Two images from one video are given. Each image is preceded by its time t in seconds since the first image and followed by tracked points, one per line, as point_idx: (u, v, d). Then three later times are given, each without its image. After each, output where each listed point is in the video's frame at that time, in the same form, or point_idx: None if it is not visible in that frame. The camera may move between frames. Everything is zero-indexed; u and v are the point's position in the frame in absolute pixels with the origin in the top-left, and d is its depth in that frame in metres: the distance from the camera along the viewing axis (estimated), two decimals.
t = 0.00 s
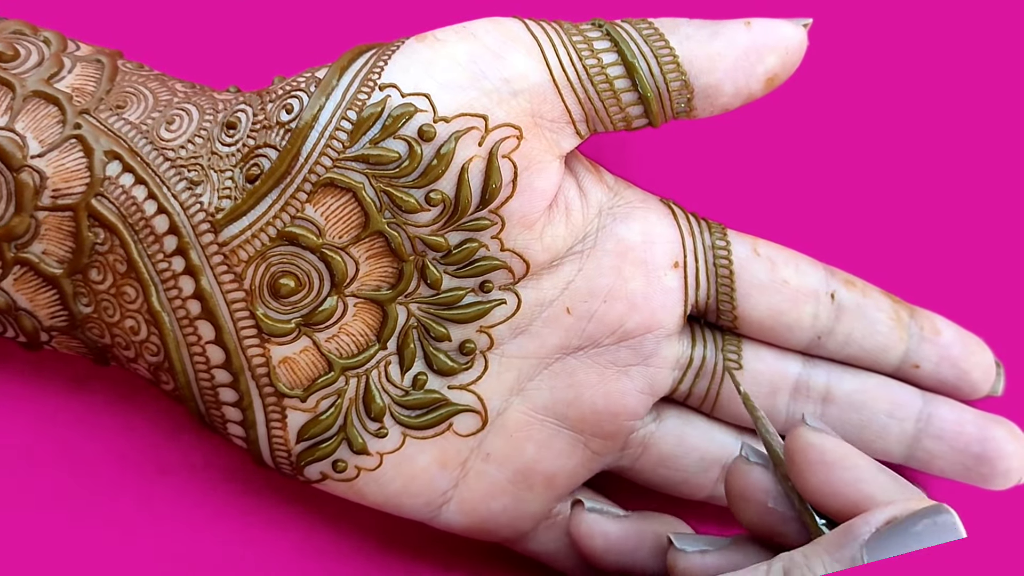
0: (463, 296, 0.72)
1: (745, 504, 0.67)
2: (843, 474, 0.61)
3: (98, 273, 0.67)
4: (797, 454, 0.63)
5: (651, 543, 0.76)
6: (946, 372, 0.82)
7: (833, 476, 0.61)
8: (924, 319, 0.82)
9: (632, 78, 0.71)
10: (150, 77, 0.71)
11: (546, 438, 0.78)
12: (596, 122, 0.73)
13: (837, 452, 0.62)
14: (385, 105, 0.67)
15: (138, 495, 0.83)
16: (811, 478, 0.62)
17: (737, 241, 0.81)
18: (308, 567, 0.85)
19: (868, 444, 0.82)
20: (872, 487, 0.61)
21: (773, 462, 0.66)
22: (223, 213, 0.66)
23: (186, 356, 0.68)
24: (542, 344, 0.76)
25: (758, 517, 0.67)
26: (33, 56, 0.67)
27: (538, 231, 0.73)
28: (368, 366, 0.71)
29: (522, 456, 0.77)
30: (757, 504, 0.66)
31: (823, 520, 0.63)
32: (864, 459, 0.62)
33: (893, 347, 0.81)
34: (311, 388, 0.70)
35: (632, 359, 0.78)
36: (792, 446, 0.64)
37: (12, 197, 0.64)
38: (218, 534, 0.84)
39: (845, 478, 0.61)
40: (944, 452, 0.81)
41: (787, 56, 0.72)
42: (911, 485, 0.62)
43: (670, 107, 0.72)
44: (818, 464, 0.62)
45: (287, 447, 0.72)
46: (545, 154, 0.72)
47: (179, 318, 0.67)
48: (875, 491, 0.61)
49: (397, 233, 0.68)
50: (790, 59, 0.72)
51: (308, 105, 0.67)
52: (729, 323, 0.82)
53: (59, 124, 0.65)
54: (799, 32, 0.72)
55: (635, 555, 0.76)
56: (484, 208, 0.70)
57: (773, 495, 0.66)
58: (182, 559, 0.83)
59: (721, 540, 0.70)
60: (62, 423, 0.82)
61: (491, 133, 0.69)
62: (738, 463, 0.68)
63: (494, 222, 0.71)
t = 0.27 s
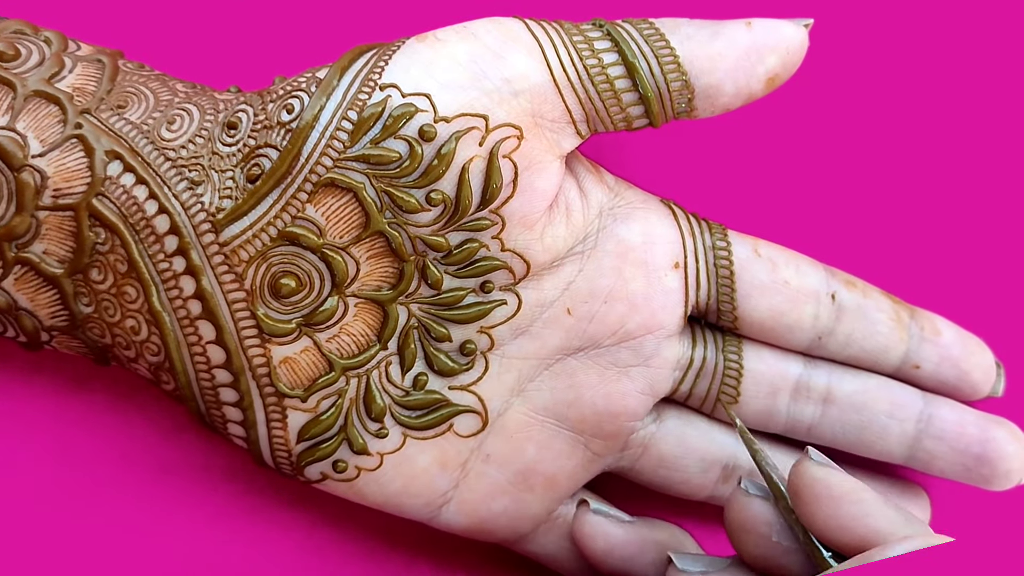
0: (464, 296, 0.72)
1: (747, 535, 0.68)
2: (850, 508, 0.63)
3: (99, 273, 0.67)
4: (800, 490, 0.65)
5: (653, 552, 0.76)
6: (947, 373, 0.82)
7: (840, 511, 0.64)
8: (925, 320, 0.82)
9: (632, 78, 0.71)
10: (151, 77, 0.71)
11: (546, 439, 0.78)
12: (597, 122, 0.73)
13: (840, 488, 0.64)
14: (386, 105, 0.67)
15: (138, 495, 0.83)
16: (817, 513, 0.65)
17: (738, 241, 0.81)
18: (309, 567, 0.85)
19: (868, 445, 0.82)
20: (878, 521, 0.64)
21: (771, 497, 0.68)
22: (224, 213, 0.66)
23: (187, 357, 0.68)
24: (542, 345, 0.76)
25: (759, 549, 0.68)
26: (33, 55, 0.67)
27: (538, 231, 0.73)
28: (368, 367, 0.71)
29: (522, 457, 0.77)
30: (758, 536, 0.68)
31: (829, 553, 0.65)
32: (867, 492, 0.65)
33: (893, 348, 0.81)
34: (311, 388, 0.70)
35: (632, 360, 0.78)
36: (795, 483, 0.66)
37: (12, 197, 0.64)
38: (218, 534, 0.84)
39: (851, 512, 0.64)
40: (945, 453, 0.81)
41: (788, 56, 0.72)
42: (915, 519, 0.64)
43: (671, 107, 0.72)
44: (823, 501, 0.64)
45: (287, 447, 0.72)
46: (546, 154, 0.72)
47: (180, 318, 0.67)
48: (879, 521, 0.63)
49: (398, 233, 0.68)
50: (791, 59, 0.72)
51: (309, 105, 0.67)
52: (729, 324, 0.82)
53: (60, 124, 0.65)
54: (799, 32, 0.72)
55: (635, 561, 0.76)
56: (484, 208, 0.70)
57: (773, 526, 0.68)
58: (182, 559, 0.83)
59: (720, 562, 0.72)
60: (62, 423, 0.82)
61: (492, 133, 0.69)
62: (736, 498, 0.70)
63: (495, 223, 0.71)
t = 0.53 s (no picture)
0: (470, 295, 0.72)
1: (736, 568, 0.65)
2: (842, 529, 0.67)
3: (104, 273, 0.66)
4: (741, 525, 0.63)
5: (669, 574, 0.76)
6: (953, 372, 0.82)
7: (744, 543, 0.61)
8: (931, 319, 0.82)
9: (638, 76, 0.71)
10: (156, 76, 0.70)
11: (552, 438, 0.78)
12: (603, 121, 0.73)
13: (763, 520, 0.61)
14: (392, 103, 0.67)
15: (143, 495, 0.83)
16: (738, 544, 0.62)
17: (744, 240, 0.81)
18: (314, 566, 0.85)
19: (872, 444, 0.82)
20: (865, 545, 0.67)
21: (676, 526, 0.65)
22: (229, 212, 0.66)
23: (192, 356, 0.68)
24: (548, 344, 0.75)
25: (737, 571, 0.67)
26: (38, 55, 0.67)
27: (544, 230, 0.73)
28: (374, 366, 0.71)
29: (528, 456, 0.77)
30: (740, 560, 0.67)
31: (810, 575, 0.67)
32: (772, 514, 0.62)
33: (899, 347, 0.81)
34: (317, 387, 0.70)
35: (638, 359, 0.78)
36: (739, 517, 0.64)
37: (18, 197, 0.64)
38: (223, 535, 0.84)
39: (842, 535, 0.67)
40: (950, 452, 0.81)
41: (794, 54, 0.72)
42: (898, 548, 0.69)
43: (677, 106, 0.72)
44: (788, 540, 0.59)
45: (293, 447, 0.72)
46: (551, 152, 0.72)
47: (186, 317, 0.67)
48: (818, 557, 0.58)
49: (404, 232, 0.68)
50: (797, 57, 0.72)
51: (315, 104, 0.66)
52: (735, 323, 0.81)
53: (65, 123, 0.65)
54: (806, 30, 0.72)
55: None
56: (490, 206, 0.70)
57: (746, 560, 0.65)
58: (187, 560, 0.83)
59: None
60: (66, 424, 0.82)
61: (497, 132, 0.69)
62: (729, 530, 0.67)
63: (500, 221, 0.70)
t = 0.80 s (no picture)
0: (469, 295, 0.72)
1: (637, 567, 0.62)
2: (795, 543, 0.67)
3: (104, 273, 0.66)
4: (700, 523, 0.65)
5: None
6: (952, 371, 0.82)
7: (724, 547, 0.64)
8: (930, 318, 0.82)
9: (637, 76, 0.71)
10: (155, 76, 0.71)
11: (551, 438, 0.78)
12: (602, 121, 0.73)
13: (752, 545, 0.64)
14: (391, 104, 0.67)
15: (142, 495, 0.83)
16: (707, 545, 0.65)
17: (743, 240, 0.81)
18: (313, 566, 0.85)
19: (872, 443, 0.82)
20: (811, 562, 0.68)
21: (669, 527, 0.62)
22: (228, 212, 0.66)
23: (192, 356, 0.68)
24: (548, 344, 0.76)
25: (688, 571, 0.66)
26: (38, 55, 0.67)
27: (544, 230, 0.73)
28: (373, 366, 0.71)
29: (528, 456, 0.77)
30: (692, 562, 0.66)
31: None
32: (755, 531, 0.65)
33: (898, 346, 0.81)
34: (316, 388, 0.70)
35: (637, 359, 0.78)
36: (695, 512, 0.66)
37: (18, 197, 0.64)
38: (223, 535, 0.84)
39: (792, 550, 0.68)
40: (950, 452, 0.81)
41: (794, 54, 0.72)
42: None
43: (676, 106, 0.72)
44: (744, 558, 0.64)
45: (293, 447, 0.72)
46: (550, 152, 0.72)
47: (185, 318, 0.67)
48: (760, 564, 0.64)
49: (403, 232, 0.68)
50: (797, 57, 0.72)
51: (314, 104, 0.66)
52: (734, 323, 0.81)
53: (64, 123, 0.65)
54: (805, 30, 0.72)
55: None
56: (489, 206, 0.70)
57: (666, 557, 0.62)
58: (187, 559, 0.83)
59: None
60: (65, 424, 0.82)
61: (496, 132, 0.69)
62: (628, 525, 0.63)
63: (499, 221, 0.71)
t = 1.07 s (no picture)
0: (469, 295, 0.71)
1: (715, 544, 0.70)
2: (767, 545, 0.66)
3: (104, 273, 0.67)
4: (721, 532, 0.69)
5: None
6: (952, 372, 0.82)
7: (731, 557, 0.68)
8: (930, 319, 0.82)
9: (637, 77, 0.71)
10: (155, 76, 0.71)
11: (551, 438, 0.78)
12: (602, 121, 0.73)
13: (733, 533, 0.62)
14: (390, 104, 0.67)
15: (142, 495, 0.83)
16: (721, 554, 0.69)
17: (743, 240, 0.81)
18: (313, 566, 0.85)
19: (872, 444, 0.82)
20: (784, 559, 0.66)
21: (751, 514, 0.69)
22: (228, 212, 0.66)
23: (191, 356, 0.68)
24: (547, 344, 0.76)
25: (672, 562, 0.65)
26: (38, 55, 0.67)
27: (544, 230, 0.73)
28: (373, 366, 0.71)
29: (527, 456, 0.77)
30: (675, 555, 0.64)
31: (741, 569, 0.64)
32: (762, 538, 0.70)
33: (898, 347, 0.81)
34: (316, 388, 0.70)
35: (637, 359, 0.78)
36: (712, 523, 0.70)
37: (18, 197, 0.64)
38: (222, 535, 0.84)
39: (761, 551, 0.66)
40: (950, 452, 0.81)
41: (794, 54, 0.72)
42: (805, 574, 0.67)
43: (676, 106, 0.72)
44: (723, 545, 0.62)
45: (292, 447, 0.72)
46: (550, 153, 0.72)
47: (185, 318, 0.67)
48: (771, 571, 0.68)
49: (403, 233, 0.68)
50: (797, 57, 0.72)
51: (314, 105, 0.66)
52: (734, 323, 0.81)
53: (64, 123, 0.65)
54: (806, 30, 0.72)
55: None
56: (489, 207, 0.70)
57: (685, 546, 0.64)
58: (186, 559, 0.83)
59: None
60: (65, 424, 0.82)
61: (496, 132, 0.69)
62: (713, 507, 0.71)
63: (499, 221, 0.71)
